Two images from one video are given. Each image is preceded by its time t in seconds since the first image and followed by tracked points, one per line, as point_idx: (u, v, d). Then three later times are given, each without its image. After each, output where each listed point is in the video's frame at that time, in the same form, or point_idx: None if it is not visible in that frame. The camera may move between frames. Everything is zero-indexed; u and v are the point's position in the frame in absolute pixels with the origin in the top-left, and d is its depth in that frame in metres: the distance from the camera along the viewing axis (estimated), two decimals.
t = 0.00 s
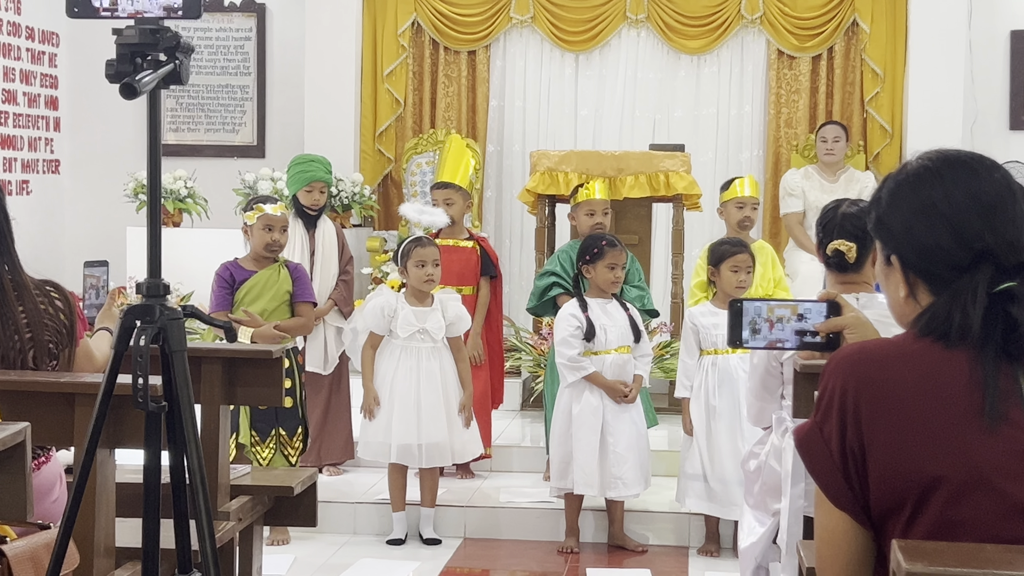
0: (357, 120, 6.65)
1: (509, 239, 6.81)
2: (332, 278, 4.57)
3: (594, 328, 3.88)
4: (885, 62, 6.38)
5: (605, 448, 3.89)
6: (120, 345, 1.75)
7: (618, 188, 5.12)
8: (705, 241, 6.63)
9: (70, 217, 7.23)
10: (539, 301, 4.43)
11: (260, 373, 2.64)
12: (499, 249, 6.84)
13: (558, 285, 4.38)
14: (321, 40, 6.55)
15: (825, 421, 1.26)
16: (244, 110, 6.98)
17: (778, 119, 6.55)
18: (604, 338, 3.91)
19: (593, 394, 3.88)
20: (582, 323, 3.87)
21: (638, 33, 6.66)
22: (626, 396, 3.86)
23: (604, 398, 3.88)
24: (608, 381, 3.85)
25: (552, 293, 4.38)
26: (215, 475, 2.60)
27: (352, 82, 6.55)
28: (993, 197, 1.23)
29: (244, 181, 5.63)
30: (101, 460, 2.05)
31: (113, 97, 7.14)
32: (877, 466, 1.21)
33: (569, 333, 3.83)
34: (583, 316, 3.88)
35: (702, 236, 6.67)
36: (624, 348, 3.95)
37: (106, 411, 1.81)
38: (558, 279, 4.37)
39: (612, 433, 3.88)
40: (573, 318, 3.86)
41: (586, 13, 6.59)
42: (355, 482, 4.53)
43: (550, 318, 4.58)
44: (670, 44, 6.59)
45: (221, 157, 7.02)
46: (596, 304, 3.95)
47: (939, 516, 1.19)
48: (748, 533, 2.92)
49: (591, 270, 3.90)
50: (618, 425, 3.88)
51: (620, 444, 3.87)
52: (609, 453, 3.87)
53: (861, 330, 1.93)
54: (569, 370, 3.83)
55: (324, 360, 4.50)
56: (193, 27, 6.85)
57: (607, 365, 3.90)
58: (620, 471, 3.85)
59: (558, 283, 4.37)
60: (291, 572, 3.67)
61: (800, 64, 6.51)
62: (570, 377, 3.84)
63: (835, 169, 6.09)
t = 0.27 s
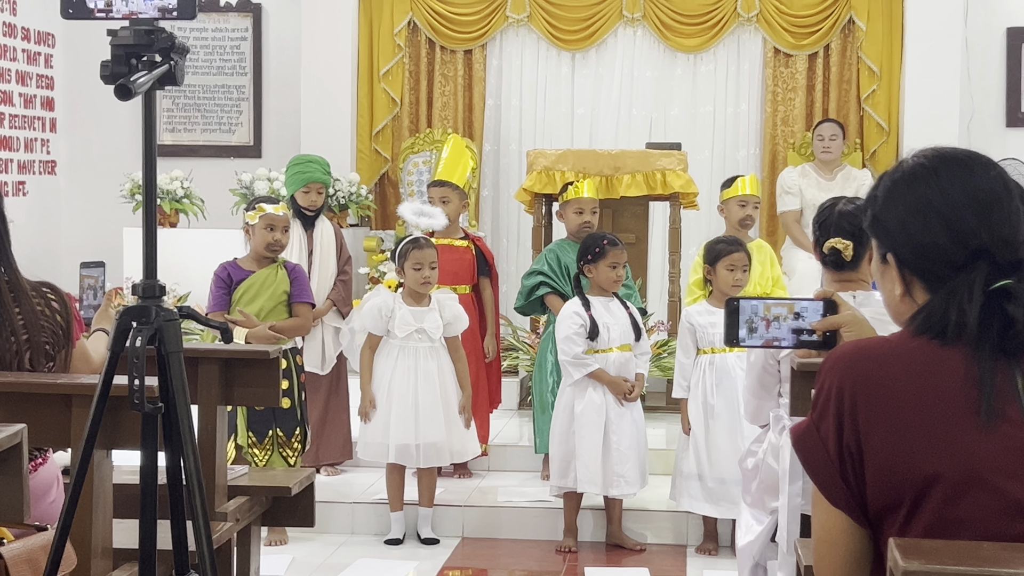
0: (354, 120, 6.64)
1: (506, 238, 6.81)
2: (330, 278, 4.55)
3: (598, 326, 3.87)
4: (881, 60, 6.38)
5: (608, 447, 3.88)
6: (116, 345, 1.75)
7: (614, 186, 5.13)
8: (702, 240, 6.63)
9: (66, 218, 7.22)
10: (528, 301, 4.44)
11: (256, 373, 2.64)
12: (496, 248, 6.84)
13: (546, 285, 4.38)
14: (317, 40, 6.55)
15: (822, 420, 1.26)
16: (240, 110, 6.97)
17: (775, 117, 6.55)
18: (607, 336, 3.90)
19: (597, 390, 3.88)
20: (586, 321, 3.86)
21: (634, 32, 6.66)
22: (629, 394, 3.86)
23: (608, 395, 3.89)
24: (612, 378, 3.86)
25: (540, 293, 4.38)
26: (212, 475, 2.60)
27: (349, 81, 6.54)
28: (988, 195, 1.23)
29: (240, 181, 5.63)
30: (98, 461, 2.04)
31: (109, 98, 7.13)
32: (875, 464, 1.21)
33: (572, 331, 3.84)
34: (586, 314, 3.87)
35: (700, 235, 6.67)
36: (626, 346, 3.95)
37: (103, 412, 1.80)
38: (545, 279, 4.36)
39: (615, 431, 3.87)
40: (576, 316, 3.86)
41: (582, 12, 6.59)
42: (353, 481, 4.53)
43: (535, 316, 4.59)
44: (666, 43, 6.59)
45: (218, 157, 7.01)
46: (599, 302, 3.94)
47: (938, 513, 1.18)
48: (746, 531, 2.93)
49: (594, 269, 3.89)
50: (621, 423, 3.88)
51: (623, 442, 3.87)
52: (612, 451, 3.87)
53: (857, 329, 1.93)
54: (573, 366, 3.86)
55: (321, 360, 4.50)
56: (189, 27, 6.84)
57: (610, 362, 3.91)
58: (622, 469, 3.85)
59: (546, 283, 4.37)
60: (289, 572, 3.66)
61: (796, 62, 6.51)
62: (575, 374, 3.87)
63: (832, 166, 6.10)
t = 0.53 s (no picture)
0: (351, 120, 6.64)
1: (503, 237, 6.81)
2: (328, 277, 4.55)
3: (606, 324, 3.86)
4: (878, 58, 6.38)
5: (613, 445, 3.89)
6: (114, 346, 1.75)
7: (612, 185, 5.15)
8: (700, 239, 6.63)
9: (64, 218, 7.21)
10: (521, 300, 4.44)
11: (253, 373, 2.63)
12: (493, 248, 6.84)
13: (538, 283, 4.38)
14: (314, 39, 6.55)
15: (821, 418, 1.26)
16: (237, 110, 6.97)
17: (772, 115, 6.55)
18: (614, 335, 3.89)
19: (604, 388, 3.89)
20: (595, 319, 3.85)
21: (631, 31, 6.66)
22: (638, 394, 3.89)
23: (614, 393, 3.89)
24: (621, 375, 3.86)
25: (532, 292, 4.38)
26: (210, 475, 2.60)
27: (345, 81, 6.54)
28: (986, 193, 1.23)
29: (238, 181, 5.63)
30: (96, 461, 2.04)
31: (106, 98, 7.12)
32: (873, 462, 1.21)
33: (582, 329, 3.83)
34: (596, 312, 3.87)
35: (697, 234, 6.68)
36: (632, 345, 3.95)
37: (101, 412, 1.80)
38: (539, 278, 4.36)
39: (620, 429, 3.87)
40: (586, 313, 3.85)
41: (579, 11, 6.59)
42: (351, 481, 4.53)
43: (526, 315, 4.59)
44: (663, 41, 6.59)
45: (215, 157, 7.00)
46: (608, 300, 3.93)
47: (936, 511, 1.19)
48: (744, 530, 2.93)
49: (602, 268, 3.88)
50: (627, 421, 3.88)
51: (629, 440, 3.87)
52: (617, 449, 3.87)
53: (855, 327, 1.91)
54: (584, 363, 3.85)
55: (319, 360, 4.50)
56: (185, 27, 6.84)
57: (618, 360, 3.90)
58: (627, 467, 3.85)
59: (538, 281, 4.37)
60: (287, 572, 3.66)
61: (793, 61, 6.52)
62: (585, 370, 3.86)
63: (829, 165, 6.11)
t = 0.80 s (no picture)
0: (348, 119, 6.64)
1: (500, 237, 6.81)
2: (326, 277, 4.56)
3: (610, 324, 3.87)
4: (875, 57, 6.38)
5: (615, 445, 3.88)
6: (109, 348, 1.74)
7: (609, 185, 5.15)
8: (697, 238, 6.63)
9: (61, 219, 7.20)
10: (519, 299, 4.44)
11: (250, 373, 2.63)
12: (491, 248, 6.83)
13: (536, 283, 4.38)
14: (311, 39, 6.54)
15: (817, 418, 1.26)
16: (234, 110, 6.96)
17: (769, 114, 6.55)
18: (618, 335, 3.90)
19: (607, 387, 3.89)
20: (599, 319, 3.86)
21: (628, 30, 6.66)
22: (639, 393, 3.88)
23: (617, 392, 3.89)
24: (624, 375, 3.87)
25: (531, 291, 4.38)
26: (208, 476, 2.60)
27: (342, 81, 6.54)
28: (982, 192, 1.23)
29: (235, 181, 5.62)
30: (93, 462, 2.03)
31: (102, 98, 7.11)
32: (870, 462, 1.21)
33: (586, 328, 3.84)
34: (599, 312, 3.87)
35: (695, 233, 6.68)
36: (636, 345, 3.95)
37: (97, 413, 1.80)
38: (538, 277, 4.36)
39: (622, 429, 3.87)
40: (590, 313, 3.86)
41: (576, 10, 6.59)
42: (349, 481, 4.53)
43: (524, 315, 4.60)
44: (660, 41, 6.60)
45: (212, 157, 7.00)
46: (612, 301, 3.94)
47: (933, 510, 1.19)
48: (741, 529, 2.93)
49: (608, 267, 3.89)
50: (629, 421, 3.88)
51: (631, 440, 3.87)
52: (619, 449, 3.87)
53: (852, 326, 1.94)
54: (587, 362, 3.86)
55: (316, 359, 4.49)
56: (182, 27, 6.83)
57: (620, 360, 3.90)
58: (629, 467, 3.85)
59: (537, 280, 4.38)
60: (285, 572, 3.66)
61: (790, 60, 6.52)
62: (588, 369, 3.87)
63: (826, 164, 6.11)
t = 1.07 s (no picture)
0: (346, 119, 6.64)
1: (498, 237, 6.81)
2: (324, 278, 4.56)
3: (612, 324, 3.87)
4: (873, 57, 6.38)
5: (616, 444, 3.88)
6: (107, 347, 1.75)
7: (607, 185, 5.14)
8: (695, 238, 6.63)
9: (58, 219, 7.20)
10: (521, 300, 4.44)
11: (248, 373, 2.63)
12: (489, 248, 6.83)
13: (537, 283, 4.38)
14: (309, 39, 6.54)
15: (815, 418, 1.26)
16: (232, 110, 6.96)
17: (767, 114, 6.55)
18: (619, 335, 3.90)
19: (608, 386, 3.89)
20: (601, 319, 3.86)
21: (626, 30, 6.65)
22: (639, 393, 3.88)
23: (619, 392, 3.88)
24: (625, 374, 3.86)
25: (532, 291, 4.39)
26: (205, 477, 2.60)
27: (339, 81, 6.54)
28: (981, 192, 1.23)
29: (232, 181, 5.62)
30: (90, 462, 2.03)
31: (100, 98, 7.10)
32: (868, 462, 1.21)
33: (587, 328, 3.83)
34: (601, 312, 3.87)
35: (692, 233, 6.68)
36: (637, 345, 3.95)
37: (94, 413, 1.80)
38: (539, 278, 4.37)
39: (623, 429, 3.87)
40: (592, 313, 3.85)
41: (573, 10, 6.59)
42: (347, 481, 4.53)
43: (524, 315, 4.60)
44: (658, 41, 6.60)
45: (210, 157, 6.99)
46: (614, 301, 3.94)
47: (931, 510, 1.18)
48: (739, 529, 2.93)
49: (612, 267, 3.88)
50: (630, 421, 3.88)
51: (631, 439, 3.87)
52: (619, 448, 3.86)
53: (853, 323, 1.88)
54: (589, 362, 3.85)
55: (313, 359, 4.49)
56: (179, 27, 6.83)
57: (621, 360, 3.90)
58: (629, 467, 3.85)
59: (538, 280, 4.38)
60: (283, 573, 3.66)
61: (787, 60, 6.52)
62: (590, 369, 3.86)
63: (824, 163, 6.12)
